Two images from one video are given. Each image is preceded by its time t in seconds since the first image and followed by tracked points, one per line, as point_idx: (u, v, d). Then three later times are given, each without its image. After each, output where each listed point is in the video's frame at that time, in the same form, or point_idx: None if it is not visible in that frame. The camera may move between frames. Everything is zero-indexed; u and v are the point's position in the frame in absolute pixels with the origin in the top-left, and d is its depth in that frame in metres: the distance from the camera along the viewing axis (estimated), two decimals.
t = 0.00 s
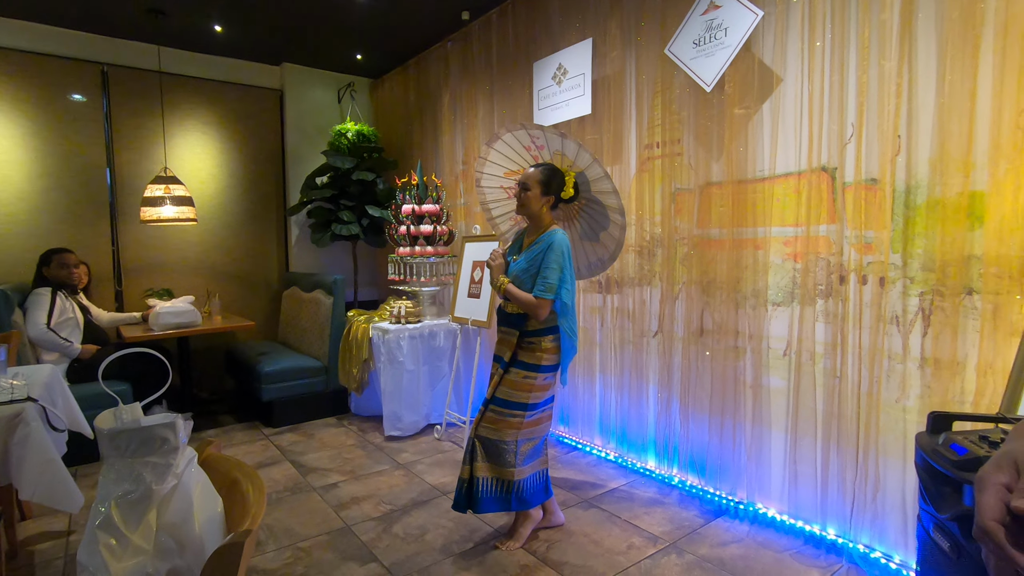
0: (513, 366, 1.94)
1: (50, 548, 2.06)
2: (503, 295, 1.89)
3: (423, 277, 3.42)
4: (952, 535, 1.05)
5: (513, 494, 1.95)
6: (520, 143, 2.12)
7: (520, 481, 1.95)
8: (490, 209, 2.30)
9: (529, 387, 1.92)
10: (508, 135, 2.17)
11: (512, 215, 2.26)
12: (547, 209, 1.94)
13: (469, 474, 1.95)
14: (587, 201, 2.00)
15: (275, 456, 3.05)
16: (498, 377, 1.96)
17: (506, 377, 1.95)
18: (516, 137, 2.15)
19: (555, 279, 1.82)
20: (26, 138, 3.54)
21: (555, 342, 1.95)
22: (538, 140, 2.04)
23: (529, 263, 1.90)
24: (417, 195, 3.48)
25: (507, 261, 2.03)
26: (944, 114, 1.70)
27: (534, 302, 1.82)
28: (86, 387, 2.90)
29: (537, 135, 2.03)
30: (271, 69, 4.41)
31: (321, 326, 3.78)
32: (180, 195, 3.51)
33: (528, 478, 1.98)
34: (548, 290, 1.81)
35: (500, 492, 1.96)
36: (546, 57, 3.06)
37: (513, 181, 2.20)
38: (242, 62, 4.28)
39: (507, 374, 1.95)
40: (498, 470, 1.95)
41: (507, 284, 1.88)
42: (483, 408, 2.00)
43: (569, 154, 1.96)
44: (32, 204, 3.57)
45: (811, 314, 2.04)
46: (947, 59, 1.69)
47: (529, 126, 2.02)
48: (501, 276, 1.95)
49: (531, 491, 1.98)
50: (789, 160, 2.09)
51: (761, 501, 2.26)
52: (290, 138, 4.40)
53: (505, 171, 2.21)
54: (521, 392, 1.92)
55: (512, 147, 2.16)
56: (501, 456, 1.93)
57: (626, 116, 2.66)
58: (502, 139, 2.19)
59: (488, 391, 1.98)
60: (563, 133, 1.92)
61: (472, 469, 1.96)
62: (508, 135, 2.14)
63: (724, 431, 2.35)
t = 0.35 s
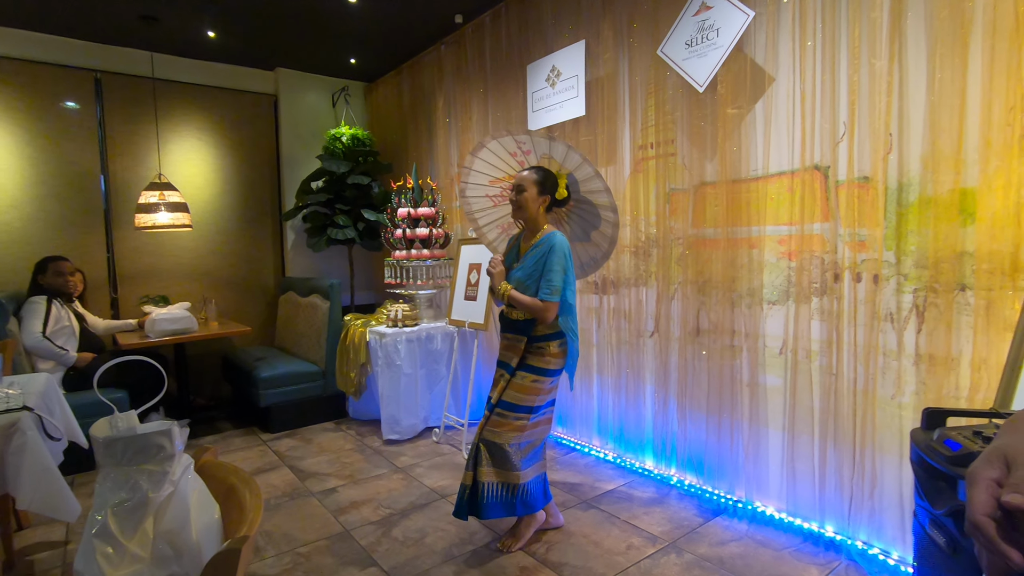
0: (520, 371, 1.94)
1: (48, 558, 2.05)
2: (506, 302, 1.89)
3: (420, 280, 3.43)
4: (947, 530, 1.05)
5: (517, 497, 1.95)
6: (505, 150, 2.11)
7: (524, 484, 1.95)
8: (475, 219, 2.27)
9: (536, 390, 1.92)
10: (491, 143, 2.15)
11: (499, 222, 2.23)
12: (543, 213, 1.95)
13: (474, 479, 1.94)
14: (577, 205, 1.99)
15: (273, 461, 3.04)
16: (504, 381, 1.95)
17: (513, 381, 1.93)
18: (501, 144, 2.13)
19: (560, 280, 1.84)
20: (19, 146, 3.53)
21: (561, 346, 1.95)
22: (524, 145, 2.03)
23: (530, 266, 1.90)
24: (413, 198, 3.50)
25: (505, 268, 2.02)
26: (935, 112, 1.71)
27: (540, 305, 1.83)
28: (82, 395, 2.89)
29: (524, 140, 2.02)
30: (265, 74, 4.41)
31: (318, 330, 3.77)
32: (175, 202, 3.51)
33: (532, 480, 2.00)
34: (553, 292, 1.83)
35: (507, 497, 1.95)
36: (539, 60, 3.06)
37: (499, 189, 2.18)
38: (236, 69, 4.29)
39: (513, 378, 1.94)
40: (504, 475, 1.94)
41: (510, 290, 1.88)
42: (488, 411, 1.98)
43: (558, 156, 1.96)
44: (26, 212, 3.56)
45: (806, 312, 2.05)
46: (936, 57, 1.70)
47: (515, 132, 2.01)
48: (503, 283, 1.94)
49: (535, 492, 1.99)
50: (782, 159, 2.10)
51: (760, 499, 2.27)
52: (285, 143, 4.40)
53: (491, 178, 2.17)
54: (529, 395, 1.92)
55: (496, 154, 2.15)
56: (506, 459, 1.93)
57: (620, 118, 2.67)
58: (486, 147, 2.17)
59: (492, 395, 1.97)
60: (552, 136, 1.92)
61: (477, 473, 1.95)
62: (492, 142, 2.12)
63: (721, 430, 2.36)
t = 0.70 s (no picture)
0: (536, 380, 1.92)
1: (44, 560, 2.04)
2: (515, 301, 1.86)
3: (417, 280, 3.45)
4: (943, 524, 1.06)
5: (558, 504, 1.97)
6: (497, 154, 2.05)
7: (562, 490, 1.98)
8: (459, 227, 2.16)
9: (555, 398, 1.93)
10: (481, 146, 2.08)
11: (484, 230, 2.16)
12: (542, 210, 1.95)
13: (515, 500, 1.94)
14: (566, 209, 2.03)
15: (271, 462, 3.04)
16: (527, 394, 1.92)
17: (532, 392, 1.92)
18: (491, 148, 2.07)
19: (570, 273, 1.84)
20: (13, 147, 3.51)
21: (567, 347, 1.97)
22: (520, 148, 2.00)
23: (536, 264, 1.90)
24: (409, 198, 3.49)
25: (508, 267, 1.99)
26: (929, 110, 1.72)
27: (552, 300, 1.81)
28: (79, 397, 2.88)
29: (520, 143, 1.99)
30: (260, 74, 4.40)
31: (315, 331, 3.77)
32: (171, 203, 3.50)
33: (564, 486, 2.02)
34: (564, 285, 1.82)
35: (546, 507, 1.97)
36: (535, 59, 3.07)
37: (487, 195, 2.12)
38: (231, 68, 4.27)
39: (535, 391, 1.92)
40: (540, 487, 1.95)
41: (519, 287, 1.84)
42: (512, 429, 1.96)
43: (554, 158, 1.96)
44: (21, 213, 3.54)
45: (803, 309, 2.06)
46: (930, 55, 1.71)
47: (513, 133, 1.98)
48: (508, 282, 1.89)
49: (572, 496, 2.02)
50: (778, 157, 2.11)
51: (757, 496, 2.28)
52: (281, 143, 4.39)
53: (480, 183, 2.10)
54: (546, 404, 1.92)
55: (487, 158, 2.07)
56: (542, 471, 1.94)
57: (616, 117, 2.68)
58: (475, 151, 2.08)
59: (517, 409, 1.94)
60: (551, 136, 1.92)
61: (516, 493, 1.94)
62: (484, 145, 2.05)
63: (719, 427, 2.37)
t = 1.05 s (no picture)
0: (552, 393, 1.91)
1: (48, 562, 2.04)
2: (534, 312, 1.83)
3: (418, 280, 3.45)
4: (948, 519, 1.06)
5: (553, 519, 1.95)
6: (494, 169, 2.01)
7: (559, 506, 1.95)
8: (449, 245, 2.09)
9: (567, 410, 1.93)
10: (476, 161, 2.04)
11: (474, 247, 2.11)
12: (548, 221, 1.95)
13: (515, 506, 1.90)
14: (564, 221, 2.03)
15: (273, 462, 3.04)
16: (541, 405, 1.90)
17: (547, 406, 1.91)
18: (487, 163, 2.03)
19: (588, 282, 1.85)
20: (13, 149, 3.51)
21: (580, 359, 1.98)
22: (519, 162, 1.98)
23: (552, 274, 1.88)
24: (410, 197, 3.49)
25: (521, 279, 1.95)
26: (930, 104, 1.71)
27: (573, 309, 1.81)
28: (82, 398, 2.88)
29: (521, 156, 1.97)
30: (259, 75, 4.40)
31: (316, 331, 3.77)
32: (171, 204, 3.49)
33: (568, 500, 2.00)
34: (584, 294, 1.83)
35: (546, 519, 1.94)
36: (535, 57, 3.06)
37: (480, 211, 2.08)
38: (230, 69, 4.27)
39: (548, 403, 1.91)
40: (542, 499, 1.92)
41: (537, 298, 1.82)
42: (518, 438, 1.92)
43: (555, 172, 1.95)
44: (21, 215, 3.54)
45: (805, 306, 2.05)
46: (932, 49, 1.70)
47: (513, 147, 1.96)
48: (524, 294, 1.85)
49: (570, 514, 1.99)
50: (778, 153, 2.10)
51: (760, 493, 2.27)
52: (281, 144, 4.39)
53: (474, 199, 2.06)
54: (560, 418, 1.92)
55: (482, 173, 2.03)
56: (543, 483, 1.92)
57: (616, 114, 2.67)
58: (471, 165, 2.04)
59: (529, 420, 1.91)
60: (554, 150, 1.91)
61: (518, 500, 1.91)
62: (481, 160, 2.01)
63: (721, 425, 2.36)
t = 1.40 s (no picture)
0: (557, 381, 1.92)
1: (44, 568, 2.02)
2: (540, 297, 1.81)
3: (417, 283, 3.45)
4: (948, 523, 1.05)
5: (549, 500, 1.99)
6: (492, 158, 2.01)
7: (555, 488, 1.98)
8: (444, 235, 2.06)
9: (572, 398, 1.95)
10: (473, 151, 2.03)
11: (470, 238, 2.09)
12: (547, 207, 1.95)
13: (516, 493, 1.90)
14: (563, 210, 2.04)
15: (271, 467, 3.02)
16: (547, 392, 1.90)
17: (553, 394, 1.92)
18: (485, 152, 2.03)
19: (592, 266, 1.85)
20: (11, 154, 3.50)
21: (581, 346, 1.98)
22: (518, 151, 1.99)
23: (554, 259, 1.88)
24: (409, 202, 3.48)
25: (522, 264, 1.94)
26: (928, 106, 1.71)
27: (579, 293, 1.80)
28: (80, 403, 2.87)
29: (519, 145, 1.98)
30: (258, 79, 4.40)
31: (315, 335, 3.76)
32: (170, 208, 3.49)
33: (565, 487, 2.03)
34: (588, 278, 1.83)
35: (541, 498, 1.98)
36: (533, 61, 3.07)
37: (476, 201, 2.07)
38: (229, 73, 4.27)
39: (553, 391, 1.92)
40: (538, 478, 1.97)
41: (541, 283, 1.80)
42: (523, 425, 1.90)
43: (553, 159, 1.96)
44: (19, 219, 3.53)
45: (804, 309, 2.05)
46: (929, 53, 1.71)
47: (512, 135, 1.96)
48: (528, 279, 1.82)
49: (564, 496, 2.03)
50: (777, 156, 2.10)
51: (760, 497, 2.27)
52: (279, 147, 4.39)
53: (471, 189, 2.04)
54: (563, 404, 1.93)
55: (480, 162, 2.02)
56: (541, 465, 1.96)
57: (615, 118, 2.68)
58: (469, 154, 2.03)
59: (536, 407, 1.89)
60: (553, 137, 1.92)
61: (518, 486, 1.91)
62: (479, 148, 2.01)
63: (721, 428, 2.35)
